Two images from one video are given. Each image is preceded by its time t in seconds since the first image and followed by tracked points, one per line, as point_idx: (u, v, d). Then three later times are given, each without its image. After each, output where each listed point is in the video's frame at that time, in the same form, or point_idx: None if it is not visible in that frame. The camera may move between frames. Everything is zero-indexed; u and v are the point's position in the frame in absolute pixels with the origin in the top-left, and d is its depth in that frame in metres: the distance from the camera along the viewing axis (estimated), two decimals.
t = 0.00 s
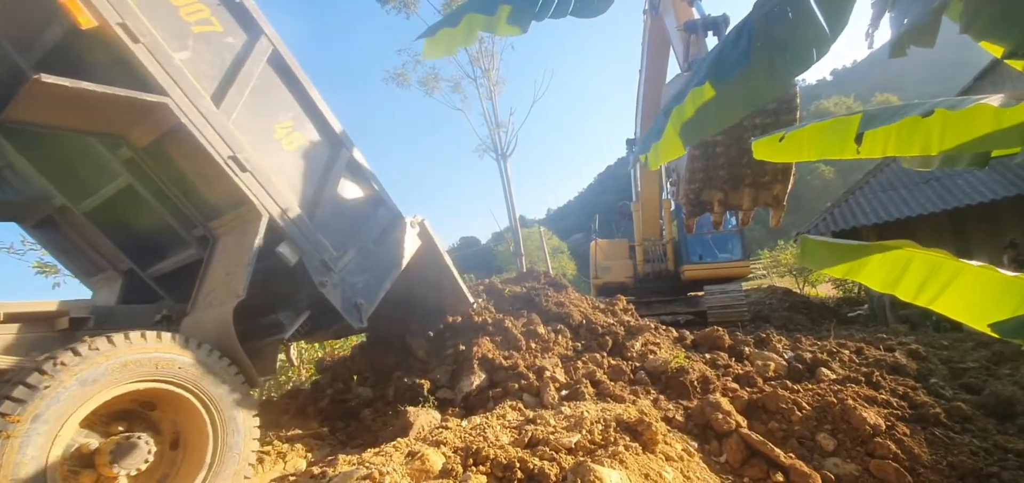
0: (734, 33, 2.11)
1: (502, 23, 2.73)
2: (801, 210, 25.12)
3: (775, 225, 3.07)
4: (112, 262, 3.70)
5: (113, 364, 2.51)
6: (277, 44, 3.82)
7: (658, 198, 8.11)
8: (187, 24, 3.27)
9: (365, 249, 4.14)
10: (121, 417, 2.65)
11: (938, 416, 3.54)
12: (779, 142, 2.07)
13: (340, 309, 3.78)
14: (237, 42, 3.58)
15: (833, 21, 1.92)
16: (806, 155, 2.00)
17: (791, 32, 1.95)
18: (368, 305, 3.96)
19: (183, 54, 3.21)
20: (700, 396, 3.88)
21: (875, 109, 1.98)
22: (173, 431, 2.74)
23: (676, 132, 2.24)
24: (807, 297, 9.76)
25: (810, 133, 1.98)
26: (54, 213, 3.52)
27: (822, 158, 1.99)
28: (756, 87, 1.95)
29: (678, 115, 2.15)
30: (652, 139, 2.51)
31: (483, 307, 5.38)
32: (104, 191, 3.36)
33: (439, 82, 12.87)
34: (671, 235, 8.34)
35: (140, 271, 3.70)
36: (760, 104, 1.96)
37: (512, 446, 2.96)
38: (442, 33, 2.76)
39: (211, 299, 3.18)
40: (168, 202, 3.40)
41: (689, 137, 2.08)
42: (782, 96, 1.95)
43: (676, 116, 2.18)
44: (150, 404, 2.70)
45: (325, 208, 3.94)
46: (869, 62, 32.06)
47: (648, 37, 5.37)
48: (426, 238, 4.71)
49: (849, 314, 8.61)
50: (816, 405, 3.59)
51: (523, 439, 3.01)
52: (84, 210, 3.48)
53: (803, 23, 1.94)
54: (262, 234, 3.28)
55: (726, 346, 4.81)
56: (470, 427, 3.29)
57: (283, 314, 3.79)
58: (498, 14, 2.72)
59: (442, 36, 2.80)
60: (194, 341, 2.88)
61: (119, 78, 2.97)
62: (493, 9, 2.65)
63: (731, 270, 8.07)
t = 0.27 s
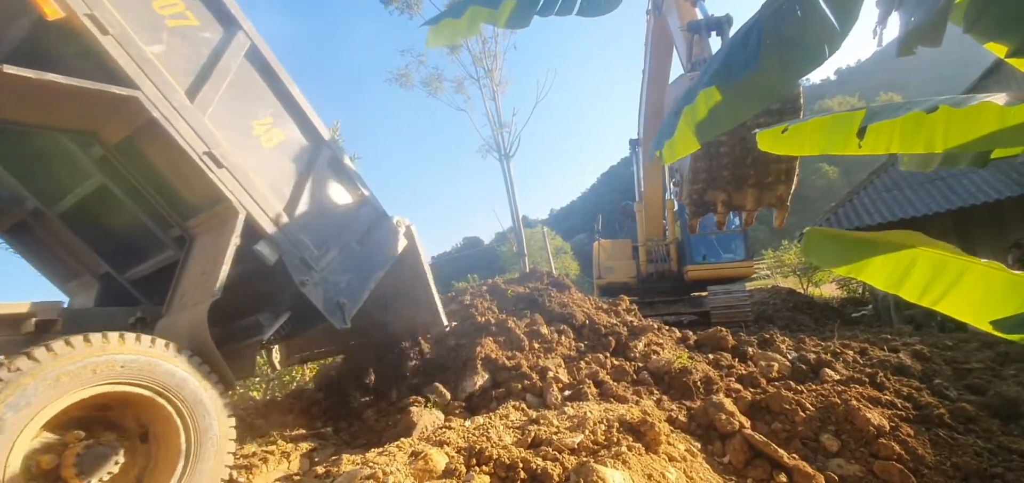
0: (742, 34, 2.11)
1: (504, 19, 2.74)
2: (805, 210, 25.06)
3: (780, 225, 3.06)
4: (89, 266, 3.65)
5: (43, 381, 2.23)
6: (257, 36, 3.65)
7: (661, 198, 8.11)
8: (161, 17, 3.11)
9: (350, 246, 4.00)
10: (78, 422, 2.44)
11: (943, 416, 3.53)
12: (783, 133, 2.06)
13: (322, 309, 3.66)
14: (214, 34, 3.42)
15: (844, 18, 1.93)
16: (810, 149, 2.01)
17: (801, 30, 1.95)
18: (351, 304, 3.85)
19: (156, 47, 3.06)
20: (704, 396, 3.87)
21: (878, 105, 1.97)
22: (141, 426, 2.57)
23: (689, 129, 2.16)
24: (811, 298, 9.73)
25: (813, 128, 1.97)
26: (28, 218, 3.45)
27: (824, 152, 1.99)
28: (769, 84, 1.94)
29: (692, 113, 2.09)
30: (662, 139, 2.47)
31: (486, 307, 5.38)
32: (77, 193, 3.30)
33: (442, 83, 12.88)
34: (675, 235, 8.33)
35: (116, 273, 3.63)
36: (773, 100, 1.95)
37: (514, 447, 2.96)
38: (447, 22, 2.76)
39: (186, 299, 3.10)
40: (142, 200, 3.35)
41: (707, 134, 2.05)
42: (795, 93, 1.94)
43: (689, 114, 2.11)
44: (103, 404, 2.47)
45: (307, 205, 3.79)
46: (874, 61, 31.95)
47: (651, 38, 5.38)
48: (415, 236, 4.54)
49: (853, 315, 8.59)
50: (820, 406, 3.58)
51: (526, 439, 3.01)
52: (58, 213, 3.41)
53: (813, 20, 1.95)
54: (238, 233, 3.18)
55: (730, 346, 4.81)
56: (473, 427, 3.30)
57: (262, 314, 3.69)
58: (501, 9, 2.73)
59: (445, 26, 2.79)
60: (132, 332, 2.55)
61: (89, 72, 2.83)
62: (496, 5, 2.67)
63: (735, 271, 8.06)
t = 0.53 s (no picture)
0: (743, 34, 2.10)
1: (502, 19, 2.72)
2: (807, 209, 25.03)
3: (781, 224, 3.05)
4: (59, 271, 3.23)
5: None
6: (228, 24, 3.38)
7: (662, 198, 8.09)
8: (128, 8, 2.86)
9: (330, 245, 3.74)
10: (22, 437, 2.14)
11: (946, 416, 3.52)
12: (784, 135, 2.04)
13: (301, 313, 3.41)
14: (184, 23, 3.16)
15: (843, 18, 1.93)
16: (813, 152, 1.98)
17: (801, 30, 1.94)
18: (332, 307, 3.59)
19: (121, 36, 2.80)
20: (706, 396, 3.86)
21: (880, 106, 1.97)
22: (93, 423, 2.32)
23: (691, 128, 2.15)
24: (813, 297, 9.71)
25: (815, 129, 1.96)
26: None
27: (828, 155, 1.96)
28: (770, 84, 1.94)
29: (694, 110, 2.08)
30: (665, 137, 2.45)
31: (488, 307, 5.38)
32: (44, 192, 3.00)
33: (443, 83, 12.86)
34: (676, 235, 8.32)
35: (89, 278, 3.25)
36: (772, 101, 1.97)
37: (516, 447, 2.96)
38: (450, 23, 2.80)
39: (154, 304, 2.75)
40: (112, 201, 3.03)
41: (709, 134, 2.05)
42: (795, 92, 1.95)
43: (692, 110, 2.10)
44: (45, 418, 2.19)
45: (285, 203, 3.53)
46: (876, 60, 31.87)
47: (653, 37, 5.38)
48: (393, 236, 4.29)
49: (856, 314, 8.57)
50: (823, 406, 3.57)
51: (528, 440, 3.01)
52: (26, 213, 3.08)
53: (812, 20, 1.95)
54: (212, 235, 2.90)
55: (732, 346, 4.80)
56: (475, 428, 3.30)
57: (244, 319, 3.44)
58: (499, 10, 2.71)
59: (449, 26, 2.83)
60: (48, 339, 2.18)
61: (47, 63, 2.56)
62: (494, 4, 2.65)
63: (737, 270, 8.04)
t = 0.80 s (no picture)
0: (743, 35, 2.11)
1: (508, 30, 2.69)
2: (809, 207, 24.99)
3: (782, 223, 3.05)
4: (23, 278, 3.13)
5: None
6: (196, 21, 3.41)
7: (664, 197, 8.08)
8: None
9: (301, 247, 3.81)
10: None
11: (949, 415, 3.51)
12: (790, 146, 2.04)
13: (276, 314, 3.46)
14: (150, 19, 3.17)
15: (844, 18, 1.92)
16: (817, 157, 1.98)
17: (801, 31, 1.94)
18: (307, 307, 3.67)
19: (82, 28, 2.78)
20: (708, 396, 3.86)
21: (884, 109, 1.97)
22: (32, 423, 2.28)
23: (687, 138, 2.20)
24: (816, 296, 9.70)
25: (820, 135, 1.96)
26: None
27: (833, 159, 1.97)
28: (769, 85, 1.93)
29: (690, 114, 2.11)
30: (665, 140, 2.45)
31: (489, 307, 5.38)
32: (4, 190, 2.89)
33: (444, 83, 12.85)
34: (678, 234, 8.31)
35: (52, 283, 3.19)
36: (774, 102, 1.95)
37: (519, 447, 2.96)
38: (454, 39, 2.81)
39: (119, 302, 2.77)
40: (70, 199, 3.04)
41: (704, 135, 2.06)
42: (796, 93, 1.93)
43: (688, 113, 2.13)
44: None
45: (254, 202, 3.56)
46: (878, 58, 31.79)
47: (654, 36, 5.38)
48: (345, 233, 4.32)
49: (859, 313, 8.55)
50: (826, 405, 3.57)
51: (530, 439, 3.01)
52: None
53: (813, 21, 1.95)
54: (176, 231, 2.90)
55: (734, 345, 4.79)
56: (478, 428, 3.30)
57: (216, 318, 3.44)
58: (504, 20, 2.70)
59: (454, 43, 2.85)
60: None
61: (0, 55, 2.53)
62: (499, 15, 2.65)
63: (739, 269, 8.03)
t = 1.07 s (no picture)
0: (744, 33, 2.10)
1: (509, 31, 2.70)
2: (811, 206, 24.95)
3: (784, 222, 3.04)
4: None
5: None
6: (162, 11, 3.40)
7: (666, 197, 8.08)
8: None
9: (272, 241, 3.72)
10: None
11: (952, 415, 3.50)
12: (790, 138, 2.04)
13: (245, 309, 3.35)
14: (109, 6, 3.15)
15: (845, 17, 1.91)
16: (818, 152, 1.98)
17: (801, 29, 1.93)
18: (280, 304, 3.55)
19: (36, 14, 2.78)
20: (710, 395, 3.85)
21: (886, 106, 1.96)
22: None
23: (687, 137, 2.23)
24: (819, 295, 9.69)
25: (821, 129, 1.96)
26: None
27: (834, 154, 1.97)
28: (769, 84, 1.92)
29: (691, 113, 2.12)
30: (665, 138, 2.45)
31: (491, 307, 5.38)
32: None
33: (445, 82, 12.84)
34: (680, 233, 8.30)
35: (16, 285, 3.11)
36: (774, 102, 1.95)
37: (520, 447, 2.96)
38: (457, 41, 2.80)
39: (76, 298, 2.72)
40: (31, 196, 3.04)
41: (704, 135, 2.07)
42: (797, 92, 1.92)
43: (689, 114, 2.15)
44: None
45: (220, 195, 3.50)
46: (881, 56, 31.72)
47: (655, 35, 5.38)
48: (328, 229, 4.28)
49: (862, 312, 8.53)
50: (828, 405, 3.57)
51: (532, 439, 3.01)
52: None
53: (813, 20, 1.94)
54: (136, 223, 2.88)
55: (736, 345, 4.78)
56: (480, 427, 3.30)
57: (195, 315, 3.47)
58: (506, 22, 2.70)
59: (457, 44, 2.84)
60: None
61: None
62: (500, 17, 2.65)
63: (741, 269, 8.02)
